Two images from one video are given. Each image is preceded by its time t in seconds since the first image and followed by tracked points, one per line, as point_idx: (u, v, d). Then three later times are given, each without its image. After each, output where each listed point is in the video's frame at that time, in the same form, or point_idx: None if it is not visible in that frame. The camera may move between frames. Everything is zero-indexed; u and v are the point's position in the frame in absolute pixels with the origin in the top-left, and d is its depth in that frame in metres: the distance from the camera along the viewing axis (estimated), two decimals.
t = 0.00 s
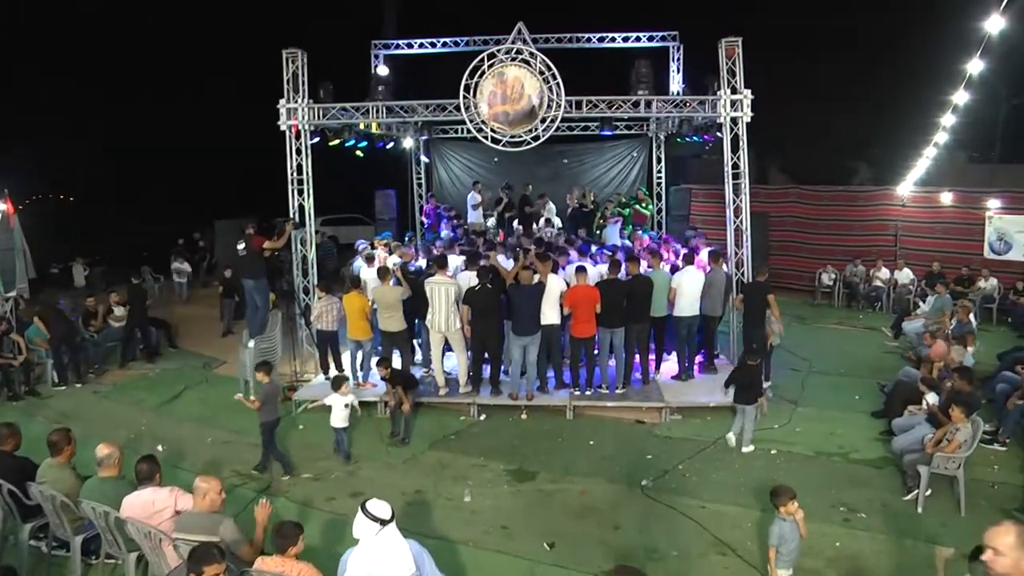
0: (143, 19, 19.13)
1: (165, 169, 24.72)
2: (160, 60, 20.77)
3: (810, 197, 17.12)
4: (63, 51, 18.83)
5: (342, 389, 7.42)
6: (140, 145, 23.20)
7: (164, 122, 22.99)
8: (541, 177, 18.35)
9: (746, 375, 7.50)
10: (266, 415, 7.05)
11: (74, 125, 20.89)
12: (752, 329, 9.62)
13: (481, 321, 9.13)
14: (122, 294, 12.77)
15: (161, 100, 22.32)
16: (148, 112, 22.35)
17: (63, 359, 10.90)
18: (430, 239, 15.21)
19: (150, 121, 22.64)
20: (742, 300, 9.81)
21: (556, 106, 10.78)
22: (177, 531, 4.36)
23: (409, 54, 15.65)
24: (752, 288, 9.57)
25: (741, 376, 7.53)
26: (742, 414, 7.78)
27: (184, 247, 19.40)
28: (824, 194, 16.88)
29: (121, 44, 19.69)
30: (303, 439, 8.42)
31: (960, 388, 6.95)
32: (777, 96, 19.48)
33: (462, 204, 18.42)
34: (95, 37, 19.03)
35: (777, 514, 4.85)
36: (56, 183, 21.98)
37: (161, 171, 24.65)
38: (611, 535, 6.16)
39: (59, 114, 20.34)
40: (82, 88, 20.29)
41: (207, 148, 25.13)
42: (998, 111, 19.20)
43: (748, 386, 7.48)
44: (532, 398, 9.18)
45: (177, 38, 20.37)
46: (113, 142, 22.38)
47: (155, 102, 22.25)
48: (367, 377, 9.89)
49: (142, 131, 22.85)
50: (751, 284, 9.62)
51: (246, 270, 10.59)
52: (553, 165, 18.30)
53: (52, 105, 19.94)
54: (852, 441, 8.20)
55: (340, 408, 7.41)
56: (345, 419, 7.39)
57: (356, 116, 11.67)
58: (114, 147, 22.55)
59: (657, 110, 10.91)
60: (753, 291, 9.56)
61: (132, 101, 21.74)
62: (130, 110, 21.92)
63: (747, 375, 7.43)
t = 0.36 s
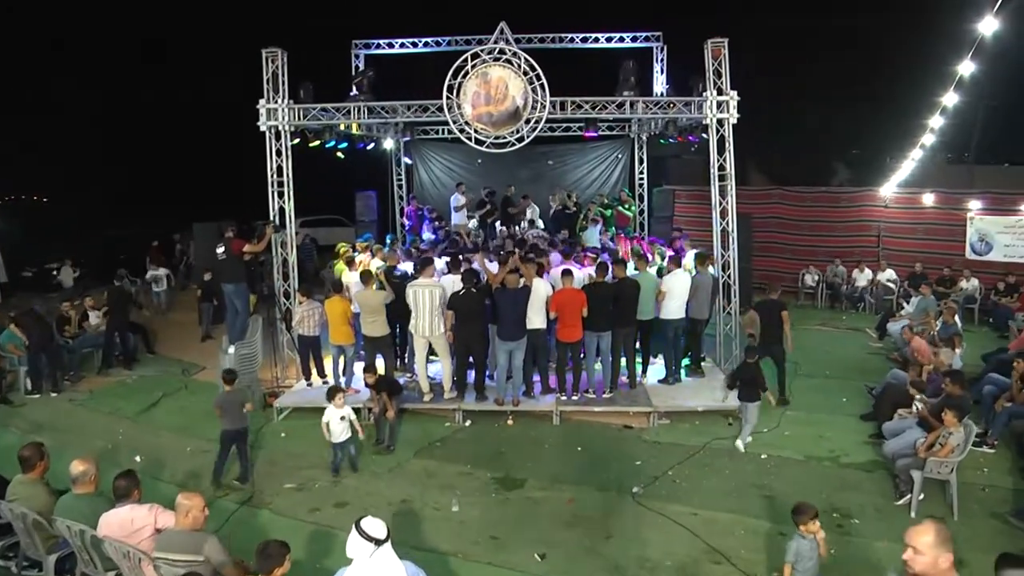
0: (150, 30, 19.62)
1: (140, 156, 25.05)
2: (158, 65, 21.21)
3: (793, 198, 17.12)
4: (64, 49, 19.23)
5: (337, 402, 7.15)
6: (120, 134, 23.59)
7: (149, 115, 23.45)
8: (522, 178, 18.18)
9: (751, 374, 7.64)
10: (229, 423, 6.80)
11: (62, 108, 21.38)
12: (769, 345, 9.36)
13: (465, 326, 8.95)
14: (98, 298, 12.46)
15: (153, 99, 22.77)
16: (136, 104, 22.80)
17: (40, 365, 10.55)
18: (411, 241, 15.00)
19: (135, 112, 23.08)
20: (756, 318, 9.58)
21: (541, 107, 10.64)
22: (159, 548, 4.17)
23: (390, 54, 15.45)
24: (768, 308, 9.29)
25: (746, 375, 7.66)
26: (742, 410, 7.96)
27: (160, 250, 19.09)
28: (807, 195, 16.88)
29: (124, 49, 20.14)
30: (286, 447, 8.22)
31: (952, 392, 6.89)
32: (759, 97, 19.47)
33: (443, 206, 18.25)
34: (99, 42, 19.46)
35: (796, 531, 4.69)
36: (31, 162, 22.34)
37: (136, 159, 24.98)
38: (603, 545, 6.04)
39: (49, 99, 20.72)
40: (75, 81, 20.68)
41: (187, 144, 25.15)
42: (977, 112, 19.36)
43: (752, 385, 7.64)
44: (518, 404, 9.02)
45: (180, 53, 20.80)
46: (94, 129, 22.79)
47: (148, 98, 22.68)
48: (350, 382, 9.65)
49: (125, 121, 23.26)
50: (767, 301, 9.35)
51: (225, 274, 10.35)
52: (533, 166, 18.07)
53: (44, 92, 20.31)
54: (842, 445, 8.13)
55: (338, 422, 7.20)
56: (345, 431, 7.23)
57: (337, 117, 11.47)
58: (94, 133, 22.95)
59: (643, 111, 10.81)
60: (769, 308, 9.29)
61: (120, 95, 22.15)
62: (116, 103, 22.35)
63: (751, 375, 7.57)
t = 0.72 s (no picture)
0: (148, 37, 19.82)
1: (128, 161, 25.11)
2: (153, 74, 21.37)
3: (782, 200, 17.09)
4: (65, 51, 19.49)
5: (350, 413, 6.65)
6: (111, 138, 23.69)
7: (140, 122, 23.55)
8: (508, 179, 17.93)
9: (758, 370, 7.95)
10: (197, 433, 6.64)
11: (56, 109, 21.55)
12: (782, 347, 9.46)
13: (454, 330, 8.77)
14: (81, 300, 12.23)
15: (143, 105, 22.86)
16: (129, 107, 22.91)
17: (23, 370, 10.29)
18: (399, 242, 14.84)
19: (127, 117, 23.21)
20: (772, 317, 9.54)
21: (531, 108, 10.50)
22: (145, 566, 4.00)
23: (375, 53, 15.26)
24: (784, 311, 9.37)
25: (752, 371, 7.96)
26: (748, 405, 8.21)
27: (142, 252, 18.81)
28: (795, 196, 16.83)
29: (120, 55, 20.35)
30: (273, 455, 8.05)
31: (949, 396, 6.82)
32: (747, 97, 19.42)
33: (430, 207, 18.07)
34: (99, 46, 19.70)
35: (828, 546, 4.50)
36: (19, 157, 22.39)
37: (124, 163, 25.04)
38: (600, 555, 5.92)
39: (43, 97, 20.90)
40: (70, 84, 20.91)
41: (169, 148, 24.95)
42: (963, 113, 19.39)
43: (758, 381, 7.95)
44: (509, 409, 8.85)
45: (173, 64, 20.93)
46: (86, 130, 22.92)
47: (136, 103, 22.67)
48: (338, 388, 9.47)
49: (116, 126, 23.36)
50: (780, 305, 9.43)
51: (209, 277, 10.15)
52: (519, 166, 17.82)
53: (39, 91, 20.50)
54: (837, 449, 8.06)
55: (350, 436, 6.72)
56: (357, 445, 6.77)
57: (323, 117, 11.29)
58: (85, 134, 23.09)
59: (635, 111, 10.70)
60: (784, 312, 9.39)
61: (114, 99, 22.29)
62: (108, 108, 22.46)
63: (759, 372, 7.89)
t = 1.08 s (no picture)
0: (146, 34, 19.71)
1: (120, 158, 24.91)
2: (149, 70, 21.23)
3: (779, 202, 17.01)
4: (61, 46, 19.34)
5: (361, 428, 6.18)
6: (104, 134, 23.52)
7: (134, 119, 23.38)
8: (505, 180, 17.85)
9: (776, 367, 8.02)
10: (186, 441, 6.50)
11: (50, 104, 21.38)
12: (799, 343, 9.78)
13: (453, 334, 8.60)
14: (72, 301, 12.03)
15: (137, 103, 22.71)
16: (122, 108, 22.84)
17: (14, 374, 10.09)
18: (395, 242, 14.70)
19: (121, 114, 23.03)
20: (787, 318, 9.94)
21: (530, 108, 10.36)
22: None
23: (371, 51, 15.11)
24: (799, 311, 9.59)
25: (771, 368, 8.03)
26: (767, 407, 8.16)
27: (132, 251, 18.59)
28: (793, 199, 16.76)
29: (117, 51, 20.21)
30: (269, 460, 7.90)
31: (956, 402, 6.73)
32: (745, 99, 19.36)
33: (425, 208, 17.92)
34: (97, 48, 19.80)
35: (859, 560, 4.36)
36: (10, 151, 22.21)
37: (114, 160, 24.80)
38: (604, 565, 5.80)
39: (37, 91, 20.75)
40: (66, 81, 20.75)
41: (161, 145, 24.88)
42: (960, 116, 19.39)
43: (777, 377, 8.01)
44: (508, 414, 8.70)
45: (168, 63, 20.86)
46: (77, 126, 22.73)
47: (127, 101, 22.59)
48: (333, 392, 9.31)
49: (110, 123, 23.19)
50: (795, 306, 9.82)
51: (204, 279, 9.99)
52: (517, 167, 17.71)
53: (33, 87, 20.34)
54: (841, 455, 7.96)
55: (364, 453, 6.22)
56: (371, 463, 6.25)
57: (319, 116, 11.13)
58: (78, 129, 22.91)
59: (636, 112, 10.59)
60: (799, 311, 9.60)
61: (108, 96, 22.13)
62: (103, 105, 22.33)
63: (777, 368, 7.98)
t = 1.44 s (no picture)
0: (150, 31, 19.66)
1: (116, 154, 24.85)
2: (149, 68, 21.15)
3: (783, 206, 16.91)
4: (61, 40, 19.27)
5: (382, 441, 5.87)
6: (101, 129, 23.46)
7: (132, 115, 23.33)
8: (508, 181, 17.70)
9: (791, 366, 8.32)
10: (183, 444, 6.35)
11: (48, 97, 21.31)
12: (818, 348, 9.84)
13: (457, 337, 8.47)
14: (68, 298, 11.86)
15: (135, 100, 22.68)
16: (122, 103, 22.76)
17: (10, 372, 9.94)
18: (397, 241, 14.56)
19: (119, 109, 22.97)
20: (809, 325, 9.93)
21: (537, 108, 10.23)
22: None
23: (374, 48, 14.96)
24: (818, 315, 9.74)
25: (786, 367, 8.35)
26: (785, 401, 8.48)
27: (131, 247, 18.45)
28: (798, 204, 16.67)
29: (115, 47, 20.15)
30: (268, 464, 7.76)
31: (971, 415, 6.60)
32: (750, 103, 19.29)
33: (427, 207, 17.78)
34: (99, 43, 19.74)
35: None
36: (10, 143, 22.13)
37: (113, 154, 24.74)
38: None
39: (39, 86, 20.68)
40: (67, 76, 20.65)
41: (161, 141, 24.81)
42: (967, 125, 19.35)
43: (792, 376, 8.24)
44: (513, 419, 8.57)
45: (171, 60, 20.81)
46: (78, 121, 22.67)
47: (128, 96, 22.50)
48: (334, 393, 9.17)
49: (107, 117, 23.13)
50: (817, 312, 9.84)
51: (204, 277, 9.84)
52: (521, 168, 17.58)
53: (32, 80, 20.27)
54: (850, 464, 7.83)
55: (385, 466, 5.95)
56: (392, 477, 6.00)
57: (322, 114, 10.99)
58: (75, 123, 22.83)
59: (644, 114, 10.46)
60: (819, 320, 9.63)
61: (109, 91, 22.06)
62: (104, 99, 22.26)
63: (792, 367, 8.25)
